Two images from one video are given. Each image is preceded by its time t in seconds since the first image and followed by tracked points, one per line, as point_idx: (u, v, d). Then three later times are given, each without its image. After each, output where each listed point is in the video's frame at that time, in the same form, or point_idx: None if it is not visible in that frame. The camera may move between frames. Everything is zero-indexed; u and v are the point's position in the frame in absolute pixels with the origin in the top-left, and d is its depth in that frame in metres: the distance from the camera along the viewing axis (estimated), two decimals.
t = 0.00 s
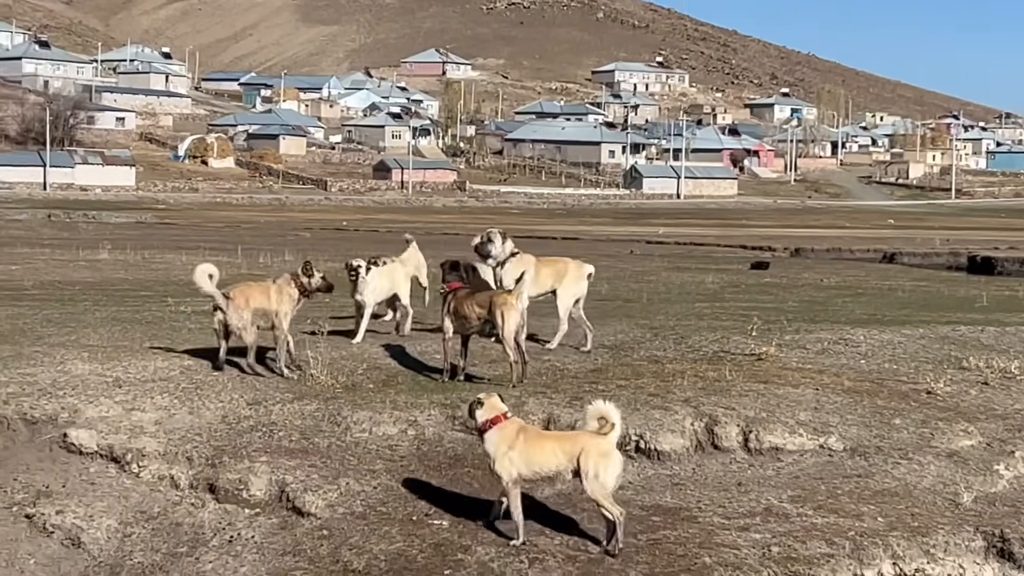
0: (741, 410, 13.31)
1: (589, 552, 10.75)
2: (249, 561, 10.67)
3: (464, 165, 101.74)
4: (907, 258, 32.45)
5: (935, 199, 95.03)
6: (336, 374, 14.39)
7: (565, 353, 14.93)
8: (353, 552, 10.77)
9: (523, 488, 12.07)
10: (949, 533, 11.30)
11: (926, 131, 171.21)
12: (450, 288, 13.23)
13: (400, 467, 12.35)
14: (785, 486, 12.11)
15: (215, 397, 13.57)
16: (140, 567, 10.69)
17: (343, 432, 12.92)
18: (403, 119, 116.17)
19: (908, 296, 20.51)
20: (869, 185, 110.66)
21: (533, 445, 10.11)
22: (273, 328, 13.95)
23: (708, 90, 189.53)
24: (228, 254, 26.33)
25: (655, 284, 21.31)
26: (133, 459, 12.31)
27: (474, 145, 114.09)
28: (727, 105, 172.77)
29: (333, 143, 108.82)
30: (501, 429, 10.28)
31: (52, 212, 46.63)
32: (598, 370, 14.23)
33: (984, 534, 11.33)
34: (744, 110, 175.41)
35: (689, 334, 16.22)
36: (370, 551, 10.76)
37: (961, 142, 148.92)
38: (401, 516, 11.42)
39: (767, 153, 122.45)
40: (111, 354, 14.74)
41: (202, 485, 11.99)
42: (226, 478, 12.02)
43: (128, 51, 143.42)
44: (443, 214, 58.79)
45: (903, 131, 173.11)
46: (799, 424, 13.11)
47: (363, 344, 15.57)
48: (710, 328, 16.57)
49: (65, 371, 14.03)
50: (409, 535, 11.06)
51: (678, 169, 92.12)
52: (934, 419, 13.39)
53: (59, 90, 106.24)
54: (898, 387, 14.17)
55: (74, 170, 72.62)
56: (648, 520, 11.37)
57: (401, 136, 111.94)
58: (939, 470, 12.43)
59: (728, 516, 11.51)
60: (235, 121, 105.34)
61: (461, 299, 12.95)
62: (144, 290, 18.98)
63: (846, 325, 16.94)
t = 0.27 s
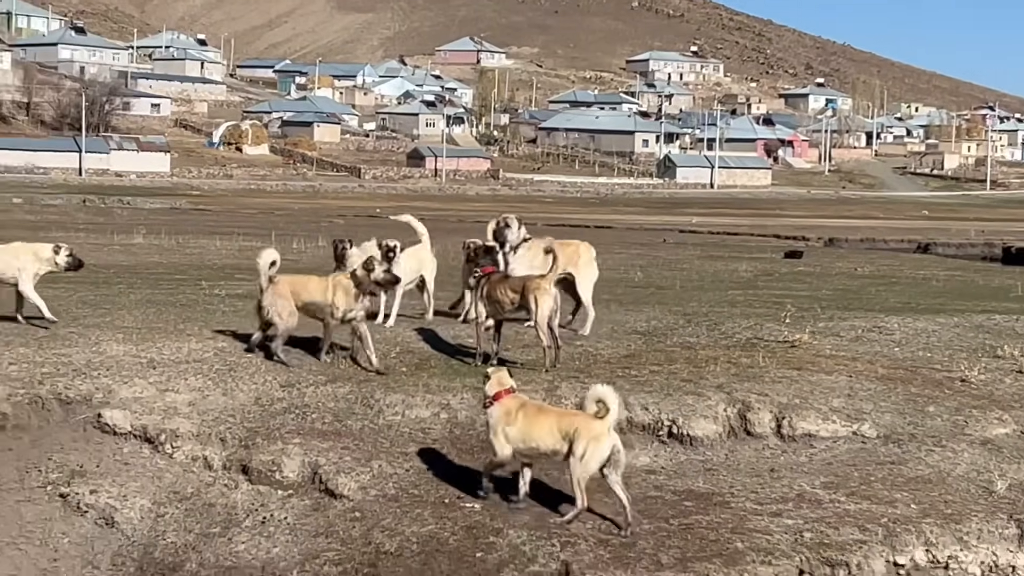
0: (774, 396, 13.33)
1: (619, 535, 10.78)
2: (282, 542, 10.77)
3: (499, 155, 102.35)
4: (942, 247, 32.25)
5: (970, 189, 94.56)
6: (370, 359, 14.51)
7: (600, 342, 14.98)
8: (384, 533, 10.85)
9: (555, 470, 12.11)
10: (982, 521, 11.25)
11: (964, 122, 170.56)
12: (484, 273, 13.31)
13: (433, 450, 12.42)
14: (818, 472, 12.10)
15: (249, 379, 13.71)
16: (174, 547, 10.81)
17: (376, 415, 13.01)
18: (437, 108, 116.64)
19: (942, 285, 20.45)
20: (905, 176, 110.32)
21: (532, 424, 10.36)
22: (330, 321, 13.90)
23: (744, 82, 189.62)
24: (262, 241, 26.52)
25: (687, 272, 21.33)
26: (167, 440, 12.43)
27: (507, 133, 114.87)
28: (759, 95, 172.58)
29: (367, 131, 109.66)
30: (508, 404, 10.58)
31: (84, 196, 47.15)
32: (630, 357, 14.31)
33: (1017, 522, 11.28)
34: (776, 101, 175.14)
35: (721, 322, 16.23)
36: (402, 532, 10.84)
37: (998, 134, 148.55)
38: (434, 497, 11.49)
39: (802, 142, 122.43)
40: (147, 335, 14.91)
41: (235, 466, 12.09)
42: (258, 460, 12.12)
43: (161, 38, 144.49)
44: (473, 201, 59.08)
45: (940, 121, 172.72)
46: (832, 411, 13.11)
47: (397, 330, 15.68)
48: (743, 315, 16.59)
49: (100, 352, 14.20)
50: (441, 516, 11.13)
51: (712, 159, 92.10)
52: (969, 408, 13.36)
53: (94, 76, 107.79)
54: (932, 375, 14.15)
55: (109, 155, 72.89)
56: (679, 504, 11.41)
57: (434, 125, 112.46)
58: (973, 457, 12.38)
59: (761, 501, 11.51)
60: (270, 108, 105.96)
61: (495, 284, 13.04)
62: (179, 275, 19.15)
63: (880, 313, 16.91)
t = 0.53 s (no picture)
0: (801, 391, 13.31)
1: (646, 527, 10.75)
2: (308, 531, 10.77)
3: (524, 148, 102.75)
4: (969, 246, 32.14)
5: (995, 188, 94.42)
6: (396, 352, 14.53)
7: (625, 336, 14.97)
8: (411, 524, 10.85)
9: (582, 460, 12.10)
10: (1010, 517, 11.19)
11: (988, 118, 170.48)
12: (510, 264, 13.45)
13: (458, 441, 12.41)
14: (845, 467, 12.06)
15: (275, 369, 13.72)
16: (200, 535, 10.82)
17: (402, 406, 13.03)
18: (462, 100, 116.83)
19: (970, 281, 20.41)
20: (931, 172, 110.23)
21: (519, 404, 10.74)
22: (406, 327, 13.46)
23: (766, 75, 189.46)
24: (287, 233, 26.59)
25: (714, 266, 21.29)
26: (193, 429, 12.43)
27: (534, 127, 115.60)
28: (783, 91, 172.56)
29: (393, 123, 110.09)
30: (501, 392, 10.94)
31: (111, 187, 47.41)
32: (656, 351, 14.31)
33: None
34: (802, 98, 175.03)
35: (748, 316, 16.20)
36: (428, 523, 10.83)
37: None
38: (459, 489, 11.47)
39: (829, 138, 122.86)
40: (174, 325, 14.94)
41: (262, 455, 12.09)
42: (285, 449, 12.11)
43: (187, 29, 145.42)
44: (499, 195, 59.13)
45: (965, 117, 172.84)
46: (859, 405, 13.09)
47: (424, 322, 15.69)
48: (770, 309, 16.57)
49: (127, 341, 14.23)
50: (467, 507, 11.11)
51: (738, 154, 92.20)
52: (997, 403, 13.32)
53: (120, 66, 108.69)
54: (960, 371, 14.12)
55: (135, 146, 73.59)
56: (706, 497, 11.39)
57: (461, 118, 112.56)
58: (1001, 453, 12.33)
59: (788, 495, 11.48)
60: (294, 100, 106.39)
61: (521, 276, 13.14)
62: (205, 264, 19.19)
63: (907, 309, 16.88)
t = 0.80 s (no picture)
0: (819, 392, 13.31)
1: (662, 528, 10.79)
2: (326, 529, 10.82)
3: (543, 146, 102.61)
4: (987, 247, 31.99)
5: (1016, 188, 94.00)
6: (415, 348, 14.61)
7: (642, 335, 15.00)
8: (428, 522, 10.87)
9: (600, 458, 12.12)
10: None
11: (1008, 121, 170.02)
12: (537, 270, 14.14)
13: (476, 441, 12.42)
14: (863, 469, 12.06)
15: (294, 366, 13.76)
16: (217, 532, 10.86)
17: (420, 404, 13.08)
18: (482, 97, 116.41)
19: (988, 283, 20.37)
20: (952, 174, 109.69)
21: (493, 383, 11.21)
22: (526, 346, 12.81)
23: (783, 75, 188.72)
24: (305, 230, 26.63)
25: (733, 266, 21.27)
26: (212, 425, 12.46)
27: (552, 125, 115.64)
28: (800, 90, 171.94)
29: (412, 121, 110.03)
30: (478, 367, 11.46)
31: (133, 182, 47.45)
32: (674, 351, 14.33)
33: None
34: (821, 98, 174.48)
35: (766, 318, 16.19)
36: (446, 521, 10.86)
37: None
38: (476, 487, 11.49)
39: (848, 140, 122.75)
40: (193, 321, 14.98)
41: (280, 453, 12.12)
42: (303, 447, 12.13)
43: (210, 27, 144.29)
44: (519, 194, 59.04)
45: (985, 119, 172.34)
46: (877, 407, 13.10)
47: (443, 320, 15.74)
48: (788, 310, 16.57)
49: (146, 337, 14.28)
50: (483, 506, 11.12)
51: (759, 154, 91.89)
52: (1015, 407, 13.31)
53: (141, 62, 108.42)
54: (979, 373, 14.11)
55: (155, 142, 73.40)
56: (721, 497, 11.43)
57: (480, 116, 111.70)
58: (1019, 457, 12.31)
59: (804, 496, 11.48)
60: (314, 97, 106.18)
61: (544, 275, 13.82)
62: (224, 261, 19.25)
63: (926, 310, 16.86)
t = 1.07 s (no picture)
0: (827, 397, 13.29)
1: (670, 531, 10.79)
2: (334, 530, 10.84)
3: (552, 149, 102.62)
4: (998, 253, 31.92)
5: None
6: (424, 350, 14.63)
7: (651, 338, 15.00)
8: (435, 524, 10.87)
9: (608, 461, 12.12)
10: None
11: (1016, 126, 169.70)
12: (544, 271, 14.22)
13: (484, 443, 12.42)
14: (870, 474, 12.05)
15: (303, 367, 13.77)
16: (225, 532, 10.87)
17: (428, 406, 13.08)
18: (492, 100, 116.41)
19: (998, 288, 20.34)
20: (960, 179, 109.48)
21: (452, 362, 11.85)
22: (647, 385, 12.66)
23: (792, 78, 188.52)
24: (314, 231, 26.67)
25: (741, 271, 21.27)
26: (220, 426, 12.47)
27: (561, 128, 115.56)
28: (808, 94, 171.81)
29: (421, 122, 110.13)
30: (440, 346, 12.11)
31: (145, 183, 47.54)
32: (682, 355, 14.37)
33: None
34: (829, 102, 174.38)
35: (775, 322, 16.19)
36: (453, 523, 10.87)
37: None
38: (484, 490, 11.48)
39: (858, 145, 122.60)
40: (202, 322, 15.00)
41: (288, 454, 12.13)
42: (311, 448, 12.15)
43: (220, 29, 144.46)
44: (528, 197, 59.21)
45: (994, 123, 171.94)
46: (886, 412, 13.08)
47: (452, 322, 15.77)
48: (798, 315, 16.56)
49: (155, 337, 14.29)
50: (491, 508, 11.13)
51: (767, 158, 91.71)
52: None
53: (151, 62, 108.89)
54: (987, 378, 14.10)
55: (166, 142, 73.82)
56: (729, 501, 11.42)
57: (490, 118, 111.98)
58: None
59: (812, 501, 11.48)
60: (324, 98, 106.39)
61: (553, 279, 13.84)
62: (233, 262, 19.27)
63: (935, 315, 16.85)
